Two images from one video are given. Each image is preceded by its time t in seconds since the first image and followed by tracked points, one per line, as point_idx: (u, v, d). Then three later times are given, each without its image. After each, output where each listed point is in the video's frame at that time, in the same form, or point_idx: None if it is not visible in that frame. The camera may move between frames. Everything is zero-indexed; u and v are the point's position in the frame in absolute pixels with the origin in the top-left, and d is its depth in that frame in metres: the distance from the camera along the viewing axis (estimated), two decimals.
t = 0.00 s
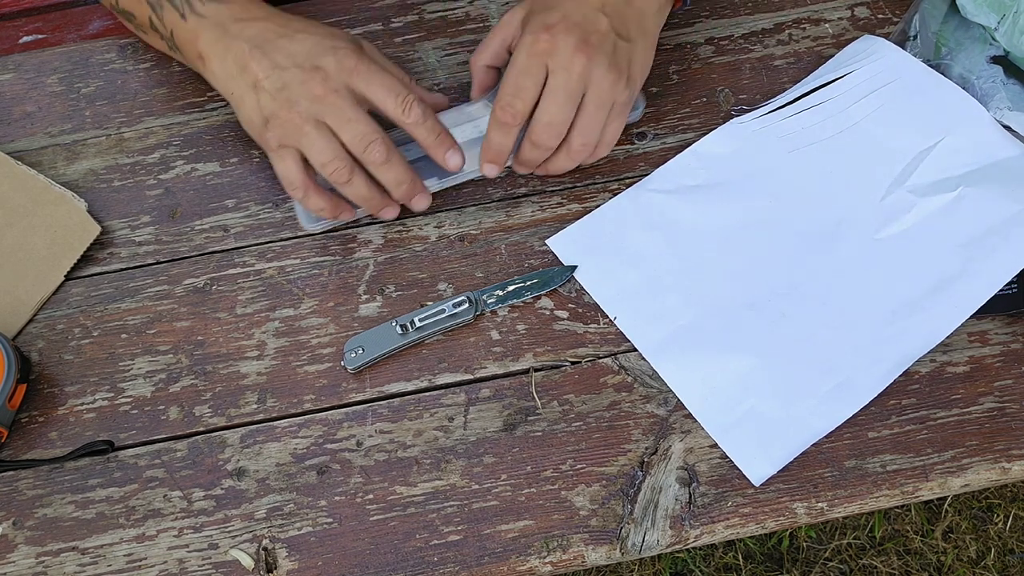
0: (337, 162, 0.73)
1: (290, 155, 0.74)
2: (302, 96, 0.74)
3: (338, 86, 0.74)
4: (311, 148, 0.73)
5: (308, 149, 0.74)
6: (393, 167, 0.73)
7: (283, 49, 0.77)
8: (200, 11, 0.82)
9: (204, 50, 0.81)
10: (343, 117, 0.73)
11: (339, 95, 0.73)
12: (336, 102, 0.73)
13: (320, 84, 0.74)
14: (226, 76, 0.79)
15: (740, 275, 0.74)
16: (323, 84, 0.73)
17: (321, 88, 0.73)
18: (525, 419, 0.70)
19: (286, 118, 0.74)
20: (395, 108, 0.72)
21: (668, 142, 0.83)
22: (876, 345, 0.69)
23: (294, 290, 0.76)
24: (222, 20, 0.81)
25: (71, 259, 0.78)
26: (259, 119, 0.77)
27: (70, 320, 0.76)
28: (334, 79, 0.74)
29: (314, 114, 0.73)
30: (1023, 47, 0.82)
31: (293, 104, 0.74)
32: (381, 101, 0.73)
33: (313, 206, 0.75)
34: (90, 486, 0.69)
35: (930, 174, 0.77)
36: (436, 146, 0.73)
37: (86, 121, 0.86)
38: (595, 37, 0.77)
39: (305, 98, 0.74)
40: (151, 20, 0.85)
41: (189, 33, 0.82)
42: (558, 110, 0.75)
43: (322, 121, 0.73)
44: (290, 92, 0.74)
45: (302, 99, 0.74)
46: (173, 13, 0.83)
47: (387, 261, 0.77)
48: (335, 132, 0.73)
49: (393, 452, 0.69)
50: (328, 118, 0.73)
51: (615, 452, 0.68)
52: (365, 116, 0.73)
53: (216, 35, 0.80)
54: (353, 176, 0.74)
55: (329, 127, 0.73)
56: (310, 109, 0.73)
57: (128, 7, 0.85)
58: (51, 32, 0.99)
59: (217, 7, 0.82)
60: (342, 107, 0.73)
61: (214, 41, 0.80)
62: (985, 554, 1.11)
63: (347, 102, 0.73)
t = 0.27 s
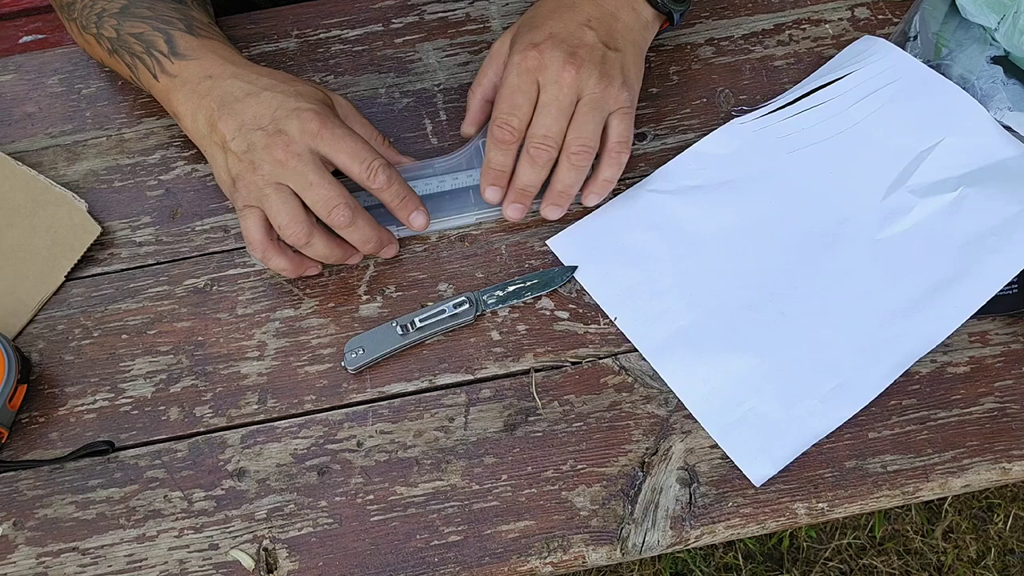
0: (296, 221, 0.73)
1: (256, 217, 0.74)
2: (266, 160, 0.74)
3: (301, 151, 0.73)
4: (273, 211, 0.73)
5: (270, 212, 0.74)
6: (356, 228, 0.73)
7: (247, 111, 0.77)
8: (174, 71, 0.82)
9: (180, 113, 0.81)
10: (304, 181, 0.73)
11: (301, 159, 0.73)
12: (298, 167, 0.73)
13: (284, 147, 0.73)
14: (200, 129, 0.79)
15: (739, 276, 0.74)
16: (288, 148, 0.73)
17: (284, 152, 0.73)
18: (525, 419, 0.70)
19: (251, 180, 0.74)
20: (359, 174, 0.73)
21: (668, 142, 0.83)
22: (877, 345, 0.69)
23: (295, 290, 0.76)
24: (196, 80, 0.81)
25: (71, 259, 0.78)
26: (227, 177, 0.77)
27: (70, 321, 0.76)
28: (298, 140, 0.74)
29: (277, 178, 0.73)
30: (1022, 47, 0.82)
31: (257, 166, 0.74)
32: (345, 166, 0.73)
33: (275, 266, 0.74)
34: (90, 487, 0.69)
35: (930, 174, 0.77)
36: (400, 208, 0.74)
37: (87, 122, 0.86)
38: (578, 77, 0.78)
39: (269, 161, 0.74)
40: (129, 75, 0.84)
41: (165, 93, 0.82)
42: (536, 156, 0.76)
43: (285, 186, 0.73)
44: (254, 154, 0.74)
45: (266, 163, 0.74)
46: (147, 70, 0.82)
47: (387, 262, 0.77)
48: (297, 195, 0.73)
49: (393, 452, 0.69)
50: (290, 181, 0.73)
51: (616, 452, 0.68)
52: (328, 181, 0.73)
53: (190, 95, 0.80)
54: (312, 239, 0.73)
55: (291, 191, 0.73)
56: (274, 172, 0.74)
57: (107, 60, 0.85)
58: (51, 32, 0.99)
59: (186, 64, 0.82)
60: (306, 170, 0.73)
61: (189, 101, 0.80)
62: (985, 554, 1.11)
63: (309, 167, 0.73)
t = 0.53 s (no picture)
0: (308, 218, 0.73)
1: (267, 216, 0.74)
2: (275, 160, 0.74)
3: (309, 152, 0.74)
4: (284, 210, 0.74)
5: (281, 211, 0.74)
6: (366, 225, 0.73)
7: (257, 113, 0.77)
8: (186, 73, 0.81)
9: (193, 113, 0.80)
10: (314, 179, 0.73)
11: (310, 159, 0.73)
12: (306, 167, 0.73)
13: (291, 148, 0.74)
14: (209, 133, 0.79)
15: (740, 277, 0.74)
16: (297, 148, 0.74)
17: (292, 152, 0.74)
18: (525, 420, 0.70)
19: (260, 180, 0.75)
20: (366, 176, 0.73)
21: (668, 143, 0.83)
22: (877, 345, 0.69)
23: (295, 291, 0.76)
24: (207, 83, 0.81)
25: (71, 259, 0.78)
26: (237, 177, 0.77)
27: (70, 321, 0.76)
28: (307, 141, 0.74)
29: (286, 177, 0.74)
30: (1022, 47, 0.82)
31: (266, 166, 0.74)
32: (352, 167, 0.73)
33: (287, 265, 0.74)
34: (90, 488, 0.69)
35: (930, 175, 0.77)
36: (409, 212, 0.74)
37: (87, 123, 0.86)
38: (581, 89, 0.78)
39: (278, 162, 0.74)
40: (137, 75, 0.84)
41: (176, 95, 0.81)
42: (540, 167, 0.75)
43: (295, 186, 0.74)
44: (264, 154, 0.75)
45: (276, 163, 0.74)
46: (157, 71, 0.82)
47: (387, 262, 0.77)
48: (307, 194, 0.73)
49: (393, 453, 0.69)
50: (300, 180, 0.73)
51: (616, 453, 0.68)
52: (336, 181, 0.73)
53: (203, 98, 0.80)
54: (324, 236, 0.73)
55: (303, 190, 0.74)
56: (282, 173, 0.74)
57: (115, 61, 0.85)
58: (50, 32, 0.99)
59: (200, 68, 0.81)
60: (313, 170, 0.73)
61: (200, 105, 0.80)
62: (985, 554, 1.11)
63: (318, 167, 0.73)
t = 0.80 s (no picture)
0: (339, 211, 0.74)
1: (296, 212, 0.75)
2: (302, 154, 0.75)
3: (334, 147, 0.75)
4: (315, 205, 0.74)
5: (311, 206, 0.75)
6: (396, 214, 0.74)
7: (280, 114, 0.78)
8: (204, 81, 0.81)
9: (212, 119, 0.81)
10: (342, 171, 0.74)
11: (336, 152, 0.74)
12: (332, 162, 0.74)
13: (317, 144, 0.75)
14: (230, 138, 0.80)
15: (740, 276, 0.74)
16: (322, 143, 0.75)
17: (318, 147, 0.75)
18: (525, 420, 0.70)
19: (286, 176, 0.75)
20: (391, 166, 0.74)
21: (668, 143, 0.83)
22: (877, 345, 0.69)
23: (295, 290, 0.76)
24: (227, 91, 0.81)
25: (71, 259, 0.78)
26: (261, 176, 0.77)
27: (70, 321, 0.76)
28: (331, 137, 0.75)
29: (314, 172, 0.74)
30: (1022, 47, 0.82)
31: (292, 162, 0.75)
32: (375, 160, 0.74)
33: (320, 261, 0.75)
34: (90, 487, 0.69)
35: (930, 175, 0.77)
36: (430, 203, 0.75)
37: (87, 122, 0.86)
38: (574, 100, 0.78)
39: (304, 157, 0.75)
40: (149, 77, 0.84)
41: (193, 101, 0.82)
42: (531, 174, 0.76)
43: (323, 180, 0.74)
44: (291, 150, 0.75)
45: (304, 158, 0.75)
46: (174, 77, 0.82)
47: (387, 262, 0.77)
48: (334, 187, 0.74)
49: (393, 453, 0.69)
50: (329, 173, 0.74)
51: (616, 453, 0.68)
52: (362, 172, 0.74)
53: (224, 106, 0.80)
54: (356, 227, 0.74)
55: (331, 183, 0.74)
56: (308, 168, 0.75)
57: (126, 61, 0.85)
58: (51, 32, 0.99)
59: (223, 78, 0.82)
60: (340, 163, 0.74)
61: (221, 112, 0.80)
62: (985, 554, 1.11)
63: (345, 160, 0.74)
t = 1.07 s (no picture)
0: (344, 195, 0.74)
1: (301, 194, 0.75)
2: (311, 139, 0.75)
3: (344, 132, 0.75)
4: (320, 188, 0.75)
5: (317, 189, 0.75)
6: (398, 203, 0.75)
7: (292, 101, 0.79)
8: (225, 72, 0.82)
9: (227, 108, 0.81)
10: (351, 157, 0.75)
11: (346, 138, 0.75)
12: (342, 146, 0.75)
13: (327, 128, 0.75)
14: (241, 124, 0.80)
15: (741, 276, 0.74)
16: (333, 127, 0.75)
17: (329, 132, 0.75)
18: (525, 419, 0.70)
19: (294, 159, 0.76)
20: (397, 155, 0.75)
21: (668, 142, 0.83)
22: (877, 345, 0.69)
23: (295, 290, 0.76)
24: (246, 83, 0.82)
25: (72, 259, 0.78)
26: (269, 160, 0.77)
27: (70, 320, 0.76)
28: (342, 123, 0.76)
29: (323, 156, 0.75)
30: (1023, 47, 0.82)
31: (300, 147, 0.75)
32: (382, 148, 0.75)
33: (324, 246, 0.75)
34: (90, 487, 0.69)
35: (930, 175, 0.77)
36: (427, 198, 0.75)
37: (87, 122, 0.86)
38: (595, 90, 0.79)
39: (314, 141, 0.75)
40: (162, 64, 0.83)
41: (209, 90, 0.82)
42: (551, 163, 0.76)
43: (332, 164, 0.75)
44: (300, 134, 0.76)
45: (313, 142, 0.75)
46: (192, 66, 0.82)
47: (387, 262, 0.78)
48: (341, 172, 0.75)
49: (393, 452, 0.69)
50: (338, 158, 0.75)
51: (616, 452, 0.68)
52: (370, 159, 0.74)
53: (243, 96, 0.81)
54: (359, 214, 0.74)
55: (339, 168, 0.75)
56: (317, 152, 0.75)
57: (138, 48, 0.84)
58: (51, 32, 0.99)
59: (245, 72, 0.82)
60: (349, 149, 0.75)
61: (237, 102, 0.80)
62: (985, 554, 1.11)
63: (354, 147, 0.75)
